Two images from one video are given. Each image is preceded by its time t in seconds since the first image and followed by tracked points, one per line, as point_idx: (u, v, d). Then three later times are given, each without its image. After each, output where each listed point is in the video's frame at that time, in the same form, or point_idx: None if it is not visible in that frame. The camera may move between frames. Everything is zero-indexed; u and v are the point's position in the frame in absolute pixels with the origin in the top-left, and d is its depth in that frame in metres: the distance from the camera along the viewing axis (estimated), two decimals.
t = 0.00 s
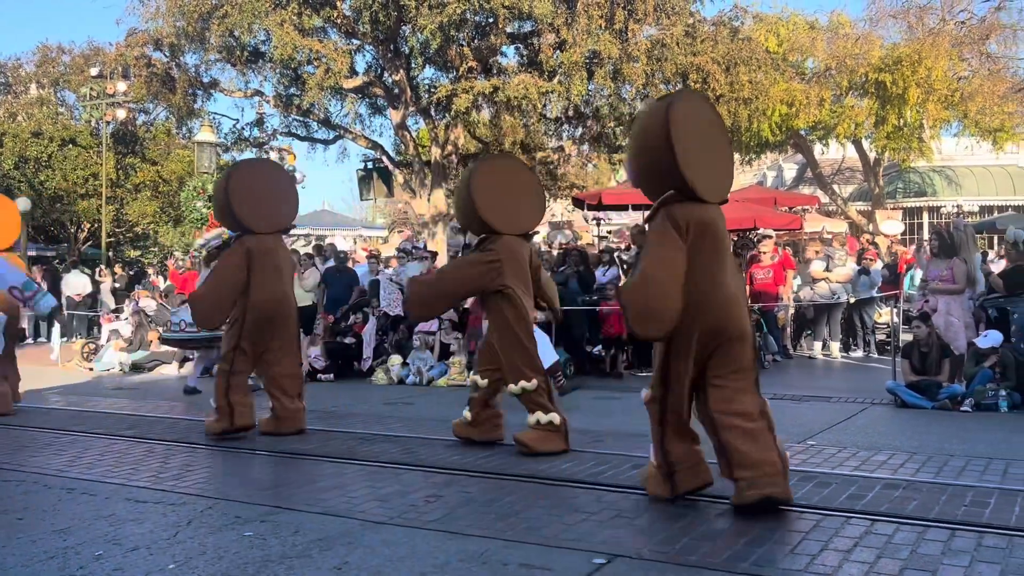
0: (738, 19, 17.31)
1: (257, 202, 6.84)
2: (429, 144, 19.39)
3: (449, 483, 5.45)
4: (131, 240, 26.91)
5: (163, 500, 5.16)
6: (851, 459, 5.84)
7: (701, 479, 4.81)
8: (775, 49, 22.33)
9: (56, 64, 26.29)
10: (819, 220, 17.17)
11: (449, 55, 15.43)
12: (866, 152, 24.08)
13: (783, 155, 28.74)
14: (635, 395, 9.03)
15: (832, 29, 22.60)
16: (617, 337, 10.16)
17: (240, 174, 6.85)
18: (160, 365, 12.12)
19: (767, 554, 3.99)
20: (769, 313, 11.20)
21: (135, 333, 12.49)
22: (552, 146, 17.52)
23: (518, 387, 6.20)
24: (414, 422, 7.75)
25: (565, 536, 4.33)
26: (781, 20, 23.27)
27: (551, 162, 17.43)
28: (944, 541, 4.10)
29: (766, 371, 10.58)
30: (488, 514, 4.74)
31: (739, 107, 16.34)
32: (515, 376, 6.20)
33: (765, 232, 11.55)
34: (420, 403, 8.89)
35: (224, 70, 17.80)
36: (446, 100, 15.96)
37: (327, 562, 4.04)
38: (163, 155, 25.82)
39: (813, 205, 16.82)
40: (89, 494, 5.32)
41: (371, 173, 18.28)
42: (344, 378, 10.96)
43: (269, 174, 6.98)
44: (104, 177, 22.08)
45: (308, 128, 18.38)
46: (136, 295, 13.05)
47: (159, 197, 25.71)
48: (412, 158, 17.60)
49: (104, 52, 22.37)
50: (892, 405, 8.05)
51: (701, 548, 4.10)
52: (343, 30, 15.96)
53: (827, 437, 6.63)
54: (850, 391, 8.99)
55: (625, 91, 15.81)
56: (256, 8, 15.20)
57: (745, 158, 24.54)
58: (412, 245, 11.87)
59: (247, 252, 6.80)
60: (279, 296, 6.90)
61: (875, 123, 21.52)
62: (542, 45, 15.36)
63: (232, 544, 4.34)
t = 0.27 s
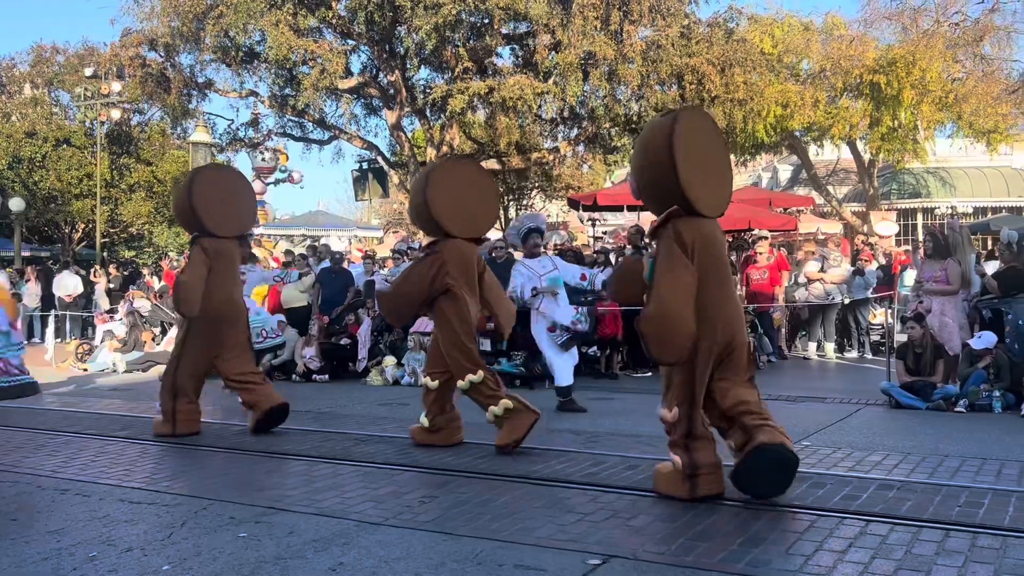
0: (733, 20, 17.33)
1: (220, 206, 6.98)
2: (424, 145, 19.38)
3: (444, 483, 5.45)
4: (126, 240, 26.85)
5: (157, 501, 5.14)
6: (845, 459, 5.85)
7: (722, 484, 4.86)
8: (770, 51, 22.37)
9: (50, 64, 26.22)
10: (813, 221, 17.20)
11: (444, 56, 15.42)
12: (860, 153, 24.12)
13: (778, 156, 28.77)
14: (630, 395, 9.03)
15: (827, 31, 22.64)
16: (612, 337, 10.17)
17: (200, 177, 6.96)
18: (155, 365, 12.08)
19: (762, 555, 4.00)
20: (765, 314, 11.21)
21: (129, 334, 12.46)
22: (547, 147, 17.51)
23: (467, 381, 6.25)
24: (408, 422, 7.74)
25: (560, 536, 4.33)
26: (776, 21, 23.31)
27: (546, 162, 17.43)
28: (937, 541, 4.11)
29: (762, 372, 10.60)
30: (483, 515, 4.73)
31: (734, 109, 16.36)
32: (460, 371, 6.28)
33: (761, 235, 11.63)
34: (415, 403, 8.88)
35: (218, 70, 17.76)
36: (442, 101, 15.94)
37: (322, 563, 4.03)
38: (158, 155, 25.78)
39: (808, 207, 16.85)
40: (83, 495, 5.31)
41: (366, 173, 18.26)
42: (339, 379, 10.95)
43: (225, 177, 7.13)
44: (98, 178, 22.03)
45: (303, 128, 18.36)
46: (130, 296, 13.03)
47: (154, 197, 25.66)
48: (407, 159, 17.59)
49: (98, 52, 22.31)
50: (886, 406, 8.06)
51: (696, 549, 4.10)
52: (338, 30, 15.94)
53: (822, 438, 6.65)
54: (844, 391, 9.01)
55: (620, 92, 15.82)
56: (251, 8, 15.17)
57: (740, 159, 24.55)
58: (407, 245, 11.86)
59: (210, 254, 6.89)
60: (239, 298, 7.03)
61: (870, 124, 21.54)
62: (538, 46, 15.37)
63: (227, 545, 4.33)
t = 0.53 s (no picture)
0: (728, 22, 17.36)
1: (182, 202, 7.06)
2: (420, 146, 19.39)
3: (440, 485, 5.45)
4: (120, 241, 26.77)
5: (153, 502, 5.13)
6: (840, 461, 5.86)
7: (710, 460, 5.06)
8: (765, 53, 22.42)
9: (45, 64, 26.17)
10: (808, 223, 17.23)
11: (440, 57, 15.42)
12: (855, 155, 24.17)
13: (773, 158, 28.82)
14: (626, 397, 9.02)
15: (823, 33, 22.69)
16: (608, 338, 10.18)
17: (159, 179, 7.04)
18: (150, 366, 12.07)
19: (758, 556, 4.00)
20: (762, 316, 11.22)
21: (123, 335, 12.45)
22: (543, 149, 17.52)
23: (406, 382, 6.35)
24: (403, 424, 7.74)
25: (557, 538, 4.33)
26: (771, 23, 23.36)
27: (543, 164, 17.44)
28: (933, 542, 4.12)
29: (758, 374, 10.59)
30: (479, 517, 4.73)
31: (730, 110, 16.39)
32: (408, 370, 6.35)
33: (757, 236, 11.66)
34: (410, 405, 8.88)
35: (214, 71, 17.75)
36: (438, 102, 15.94)
37: (318, 565, 4.03)
38: (153, 156, 25.73)
39: (803, 208, 16.89)
40: (79, 496, 5.30)
41: (362, 174, 18.26)
42: (335, 380, 10.98)
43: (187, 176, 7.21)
44: (93, 178, 22.00)
45: (298, 129, 18.35)
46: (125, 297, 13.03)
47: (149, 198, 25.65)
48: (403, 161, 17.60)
49: (93, 53, 22.26)
50: (881, 407, 8.07)
51: (693, 551, 4.10)
52: (335, 31, 15.94)
53: (817, 439, 6.66)
54: (840, 392, 9.02)
55: (616, 94, 15.85)
56: (247, 9, 15.17)
57: (735, 161, 24.58)
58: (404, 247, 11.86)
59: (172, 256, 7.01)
60: (202, 297, 7.14)
61: (865, 126, 21.61)
62: (534, 48, 15.40)
63: (223, 547, 4.32)
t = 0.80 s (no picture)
0: (726, 24, 17.37)
1: (144, 209, 7.25)
2: (418, 148, 19.40)
3: (437, 486, 5.45)
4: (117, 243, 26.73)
5: (150, 504, 5.12)
6: (837, 463, 5.87)
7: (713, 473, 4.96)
8: (762, 55, 22.46)
9: (42, 65, 26.16)
10: (805, 225, 17.25)
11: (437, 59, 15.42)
12: (852, 157, 24.19)
13: (770, 160, 28.85)
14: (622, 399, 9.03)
15: (819, 35, 22.73)
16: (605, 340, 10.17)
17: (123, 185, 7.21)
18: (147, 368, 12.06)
19: (754, 558, 4.01)
20: (759, 318, 11.32)
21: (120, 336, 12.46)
22: (541, 151, 17.52)
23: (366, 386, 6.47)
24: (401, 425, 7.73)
25: (554, 540, 4.33)
26: (768, 25, 23.41)
27: (540, 165, 17.43)
28: (929, 544, 4.12)
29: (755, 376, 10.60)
30: (476, 519, 4.73)
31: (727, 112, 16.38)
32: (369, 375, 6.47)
33: (755, 239, 11.75)
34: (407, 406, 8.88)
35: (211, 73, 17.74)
36: (435, 104, 15.94)
37: (315, 567, 4.03)
38: (149, 157, 25.73)
39: (801, 210, 16.91)
40: (75, 498, 5.29)
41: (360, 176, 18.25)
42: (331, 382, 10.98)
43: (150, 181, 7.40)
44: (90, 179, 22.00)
45: (296, 131, 18.35)
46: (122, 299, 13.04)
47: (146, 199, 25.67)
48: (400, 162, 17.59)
49: (90, 54, 22.27)
50: (879, 410, 8.08)
51: (690, 553, 4.10)
52: (332, 33, 15.94)
53: (814, 441, 6.67)
54: (837, 394, 9.04)
55: (613, 96, 15.86)
56: (244, 11, 15.16)
57: (732, 163, 24.61)
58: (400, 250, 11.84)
59: (133, 260, 7.14)
60: (164, 301, 7.24)
61: (862, 128, 21.66)
62: (531, 50, 15.40)
63: (220, 548, 4.32)
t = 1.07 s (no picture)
0: (724, 26, 17.39)
1: (120, 212, 7.29)
2: (416, 150, 19.41)
3: (436, 489, 5.45)
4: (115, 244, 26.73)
5: (149, 507, 5.12)
6: (836, 465, 5.88)
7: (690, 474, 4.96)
8: (760, 57, 22.48)
9: (41, 67, 26.16)
10: (803, 227, 17.27)
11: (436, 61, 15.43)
12: (850, 159, 24.21)
13: (768, 162, 28.88)
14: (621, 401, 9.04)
15: (818, 37, 22.75)
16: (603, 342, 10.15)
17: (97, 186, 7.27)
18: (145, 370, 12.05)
19: (754, 561, 4.01)
20: (758, 320, 11.35)
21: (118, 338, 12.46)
22: (539, 152, 17.53)
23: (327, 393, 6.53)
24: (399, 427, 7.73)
25: (554, 543, 4.33)
26: (766, 27, 23.43)
27: (539, 167, 17.43)
28: (928, 547, 4.13)
29: (753, 378, 10.60)
30: (475, 522, 4.74)
31: (726, 115, 16.40)
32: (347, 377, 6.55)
33: (753, 241, 11.79)
34: (406, 408, 8.88)
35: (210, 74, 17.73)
36: (434, 106, 15.95)
37: (314, 570, 4.03)
38: (148, 159, 25.74)
39: (799, 212, 16.93)
40: (74, 501, 5.29)
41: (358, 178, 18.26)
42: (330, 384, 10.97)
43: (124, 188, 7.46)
44: (88, 181, 21.99)
45: (294, 133, 18.36)
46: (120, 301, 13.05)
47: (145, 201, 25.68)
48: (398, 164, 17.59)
49: (88, 56, 22.27)
50: (877, 412, 8.09)
51: (689, 555, 4.10)
52: (331, 35, 15.96)
53: (813, 443, 6.67)
54: (835, 396, 9.05)
55: (611, 98, 15.87)
56: (243, 13, 15.16)
57: (730, 165, 24.62)
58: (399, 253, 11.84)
59: (102, 262, 7.18)
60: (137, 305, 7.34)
61: (860, 130, 21.69)
62: (529, 52, 15.41)
63: (219, 551, 4.32)
